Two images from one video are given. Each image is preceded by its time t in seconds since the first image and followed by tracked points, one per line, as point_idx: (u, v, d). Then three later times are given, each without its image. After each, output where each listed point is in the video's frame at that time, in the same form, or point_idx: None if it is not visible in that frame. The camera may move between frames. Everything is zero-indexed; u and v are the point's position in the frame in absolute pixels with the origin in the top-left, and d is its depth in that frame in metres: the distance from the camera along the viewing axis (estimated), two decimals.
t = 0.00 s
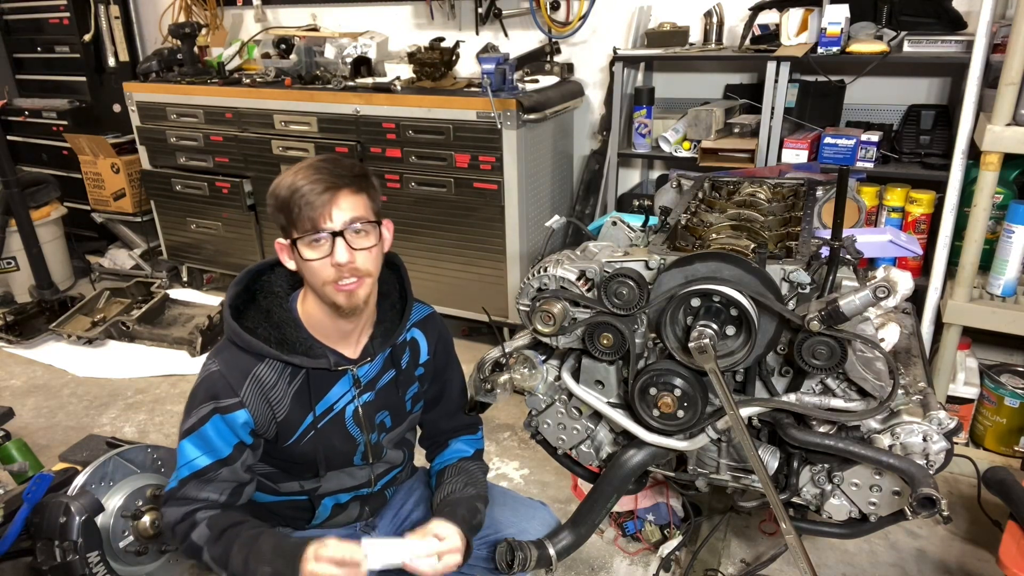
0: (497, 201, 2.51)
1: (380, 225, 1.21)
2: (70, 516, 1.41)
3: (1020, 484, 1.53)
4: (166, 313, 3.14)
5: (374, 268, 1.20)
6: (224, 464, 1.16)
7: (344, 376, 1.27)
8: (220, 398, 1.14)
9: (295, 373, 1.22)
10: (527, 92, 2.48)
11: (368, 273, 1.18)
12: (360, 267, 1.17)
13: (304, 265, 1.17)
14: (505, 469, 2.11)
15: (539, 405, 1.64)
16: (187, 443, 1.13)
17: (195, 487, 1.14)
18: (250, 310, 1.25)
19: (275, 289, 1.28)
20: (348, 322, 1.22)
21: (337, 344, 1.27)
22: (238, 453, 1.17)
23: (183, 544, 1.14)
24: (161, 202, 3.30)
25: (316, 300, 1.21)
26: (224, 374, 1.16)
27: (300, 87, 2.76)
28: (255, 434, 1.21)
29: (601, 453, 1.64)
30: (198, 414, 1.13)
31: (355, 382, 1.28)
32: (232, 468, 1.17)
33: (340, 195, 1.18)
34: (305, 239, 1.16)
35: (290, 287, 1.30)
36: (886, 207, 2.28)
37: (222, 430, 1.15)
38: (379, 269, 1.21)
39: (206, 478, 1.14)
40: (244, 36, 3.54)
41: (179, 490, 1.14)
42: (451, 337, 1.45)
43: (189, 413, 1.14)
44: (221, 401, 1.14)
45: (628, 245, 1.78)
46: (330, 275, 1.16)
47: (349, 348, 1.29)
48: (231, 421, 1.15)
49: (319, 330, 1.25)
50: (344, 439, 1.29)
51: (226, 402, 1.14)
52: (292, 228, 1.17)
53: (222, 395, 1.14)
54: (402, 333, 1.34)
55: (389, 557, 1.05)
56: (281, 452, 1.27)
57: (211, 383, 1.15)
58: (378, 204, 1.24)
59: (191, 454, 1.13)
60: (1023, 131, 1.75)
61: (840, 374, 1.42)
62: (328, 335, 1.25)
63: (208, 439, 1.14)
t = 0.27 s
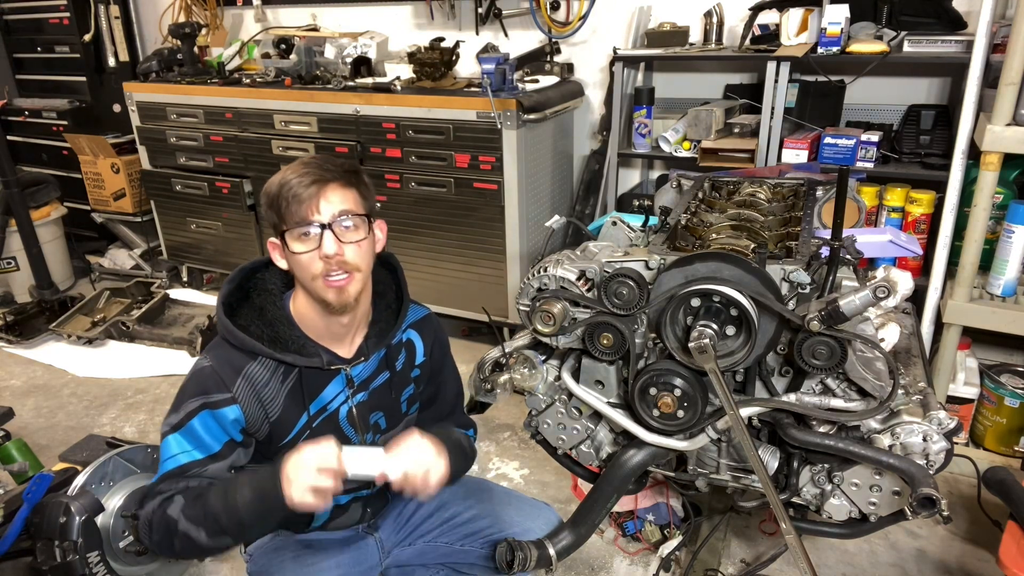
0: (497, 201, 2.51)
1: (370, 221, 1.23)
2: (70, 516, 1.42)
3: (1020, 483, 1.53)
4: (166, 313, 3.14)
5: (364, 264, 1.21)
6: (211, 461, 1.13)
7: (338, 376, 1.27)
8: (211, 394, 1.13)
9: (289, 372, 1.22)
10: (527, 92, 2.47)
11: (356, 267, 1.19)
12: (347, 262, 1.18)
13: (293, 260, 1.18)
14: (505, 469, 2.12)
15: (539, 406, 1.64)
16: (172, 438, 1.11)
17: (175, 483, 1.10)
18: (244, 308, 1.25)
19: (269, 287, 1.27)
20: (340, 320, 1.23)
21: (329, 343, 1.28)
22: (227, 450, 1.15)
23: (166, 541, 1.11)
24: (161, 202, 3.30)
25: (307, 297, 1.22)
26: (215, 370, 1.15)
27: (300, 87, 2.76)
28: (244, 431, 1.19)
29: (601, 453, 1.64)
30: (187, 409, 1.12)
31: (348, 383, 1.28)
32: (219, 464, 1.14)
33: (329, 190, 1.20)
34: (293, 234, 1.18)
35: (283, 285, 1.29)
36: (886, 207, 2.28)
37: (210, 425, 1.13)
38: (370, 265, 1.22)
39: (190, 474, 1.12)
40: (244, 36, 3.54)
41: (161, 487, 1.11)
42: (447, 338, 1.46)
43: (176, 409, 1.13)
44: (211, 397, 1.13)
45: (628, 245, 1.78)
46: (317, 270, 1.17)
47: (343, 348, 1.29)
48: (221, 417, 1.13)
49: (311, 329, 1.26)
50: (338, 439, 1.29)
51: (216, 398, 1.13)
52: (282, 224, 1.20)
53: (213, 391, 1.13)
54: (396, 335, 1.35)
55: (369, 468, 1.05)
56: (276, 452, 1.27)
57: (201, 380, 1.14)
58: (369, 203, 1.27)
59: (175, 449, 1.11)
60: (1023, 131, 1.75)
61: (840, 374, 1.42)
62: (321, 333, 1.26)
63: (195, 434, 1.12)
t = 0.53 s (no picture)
0: (497, 201, 2.51)
1: (361, 212, 1.23)
2: (70, 516, 1.41)
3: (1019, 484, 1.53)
4: (166, 313, 3.14)
5: (356, 255, 1.21)
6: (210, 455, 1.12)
7: (333, 365, 1.27)
8: (206, 386, 1.13)
9: (283, 363, 1.22)
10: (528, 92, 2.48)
11: (348, 258, 1.19)
12: (338, 252, 1.18)
13: (285, 250, 1.19)
14: (505, 469, 2.12)
15: (539, 405, 1.64)
16: (170, 434, 1.09)
17: (178, 480, 1.09)
18: (237, 302, 1.25)
19: (263, 281, 1.29)
20: (333, 310, 1.23)
21: (324, 334, 1.28)
22: (226, 443, 1.15)
23: (170, 554, 1.08)
24: (161, 202, 3.30)
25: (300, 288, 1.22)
26: (210, 363, 1.15)
27: (300, 87, 2.76)
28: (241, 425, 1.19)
29: (601, 453, 1.64)
30: (184, 404, 1.11)
31: (344, 372, 1.28)
32: (217, 458, 1.13)
33: (321, 181, 1.21)
34: (285, 224, 1.18)
35: (277, 279, 1.31)
36: (886, 207, 2.28)
37: (207, 417, 1.12)
38: (362, 256, 1.22)
39: (190, 471, 1.10)
40: (244, 36, 3.54)
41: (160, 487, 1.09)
42: (443, 330, 1.46)
43: (171, 405, 1.12)
44: (207, 390, 1.12)
45: (628, 245, 1.78)
46: (309, 259, 1.17)
47: (338, 338, 1.30)
48: (217, 408, 1.13)
49: (306, 320, 1.26)
50: (335, 431, 1.29)
51: (212, 389, 1.12)
52: (274, 215, 1.20)
53: (208, 383, 1.13)
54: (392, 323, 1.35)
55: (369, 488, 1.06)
56: (273, 446, 1.27)
57: (196, 373, 1.13)
58: (362, 194, 1.27)
59: (174, 445, 1.09)
60: (1023, 130, 1.75)
61: (840, 374, 1.42)
62: (315, 325, 1.26)
63: (193, 428, 1.11)
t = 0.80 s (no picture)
0: (497, 201, 2.51)
1: (346, 212, 1.24)
2: (70, 516, 1.42)
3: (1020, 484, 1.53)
4: (166, 313, 3.14)
5: (342, 255, 1.21)
6: (228, 463, 1.14)
7: (326, 364, 1.26)
8: (205, 396, 1.14)
9: (275, 366, 1.22)
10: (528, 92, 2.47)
11: (336, 258, 1.20)
12: (325, 252, 1.19)
13: (271, 252, 1.19)
14: (505, 469, 2.12)
15: (539, 405, 1.64)
16: (184, 450, 1.11)
17: (203, 492, 1.11)
18: (224, 308, 1.25)
19: (247, 286, 1.28)
20: (322, 311, 1.23)
21: (313, 334, 1.27)
22: (239, 449, 1.16)
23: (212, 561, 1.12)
24: (161, 202, 3.30)
25: (286, 289, 1.22)
26: (205, 373, 1.15)
27: (300, 87, 2.76)
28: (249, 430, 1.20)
29: (601, 453, 1.64)
30: (189, 417, 1.12)
31: (338, 370, 1.27)
32: (236, 465, 1.15)
33: (306, 182, 1.21)
34: (270, 226, 1.18)
35: (263, 283, 1.31)
36: (886, 207, 2.28)
37: (214, 426, 1.13)
38: (348, 256, 1.23)
39: (213, 482, 1.12)
40: (244, 36, 3.54)
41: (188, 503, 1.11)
42: (433, 320, 1.45)
43: (179, 422, 1.13)
44: (207, 400, 1.13)
45: (628, 245, 1.78)
46: (296, 260, 1.17)
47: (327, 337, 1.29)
48: (219, 417, 1.13)
49: (293, 322, 1.26)
50: (333, 429, 1.28)
51: (210, 399, 1.13)
52: (258, 216, 1.20)
53: (207, 393, 1.14)
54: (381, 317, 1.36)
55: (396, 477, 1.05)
56: (273, 450, 1.27)
57: (194, 384, 1.14)
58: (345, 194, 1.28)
59: (192, 459, 1.11)
60: (1023, 130, 1.75)
61: (840, 374, 1.42)
62: (303, 326, 1.25)
63: (203, 440, 1.12)
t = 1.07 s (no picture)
0: (497, 201, 2.51)
1: (332, 203, 1.23)
2: (71, 516, 1.42)
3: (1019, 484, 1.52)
4: (166, 313, 3.14)
5: (331, 246, 1.22)
6: (244, 467, 1.11)
7: (318, 351, 1.26)
8: (208, 403, 1.11)
9: (271, 362, 1.21)
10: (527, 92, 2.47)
11: (326, 250, 1.20)
12: (315, 244, 1.19)
13: (260, 245, 1.17)
14: (505, 469, 2.12)
15: (539, 405, 1.64)
16: (198, 460, 1.08)
17: (225, 501, 1.08)
18: (207, 312, 1.22)
19: (225, 287, 1.26)
20: (312, 301, 1.23)
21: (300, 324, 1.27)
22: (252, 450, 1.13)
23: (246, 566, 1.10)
24: (161, 202, 3.30)
25: (274, 282, 1.21)
26: (203, 380, 1.13)
27: (300, 87, 2.76)
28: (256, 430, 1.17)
29: (601, 453, 1.64)
30: (195, 426, 1.09)
31: (330, 352, 1.28)
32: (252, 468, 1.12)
33: (293, 174, 1.20)
34: (259, 218, 1.17)
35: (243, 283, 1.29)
36: (886, 207, 2.28)
37: (224, 431, 1.10)
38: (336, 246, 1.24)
39: (234, 489, 1.09)
40: (243, 36, 3.54)
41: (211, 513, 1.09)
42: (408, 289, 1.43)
43: (186, 432, 1.10)
44: (210, 406, 1.10)
45: (628, 245, 1.78)
46: (287, 253, 1.17)
47: (315, 326, 1.28)
48: (226, 422, 1.10)
49: (283, 315, 1.25)
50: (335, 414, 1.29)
51: (215, 405, 1.10)
52: (244, 210, 1.18)
53: (208, 399, 1.11)
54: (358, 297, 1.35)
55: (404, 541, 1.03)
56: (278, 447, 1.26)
57: (195, 392, 1.11)
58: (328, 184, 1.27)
59: (206, 468, 1.08)
60: (1023, 130, 1.75)
61: (840, 374, 1.42)
62: (293, 319, 1.25)
63: (214, 448, 1.09)
